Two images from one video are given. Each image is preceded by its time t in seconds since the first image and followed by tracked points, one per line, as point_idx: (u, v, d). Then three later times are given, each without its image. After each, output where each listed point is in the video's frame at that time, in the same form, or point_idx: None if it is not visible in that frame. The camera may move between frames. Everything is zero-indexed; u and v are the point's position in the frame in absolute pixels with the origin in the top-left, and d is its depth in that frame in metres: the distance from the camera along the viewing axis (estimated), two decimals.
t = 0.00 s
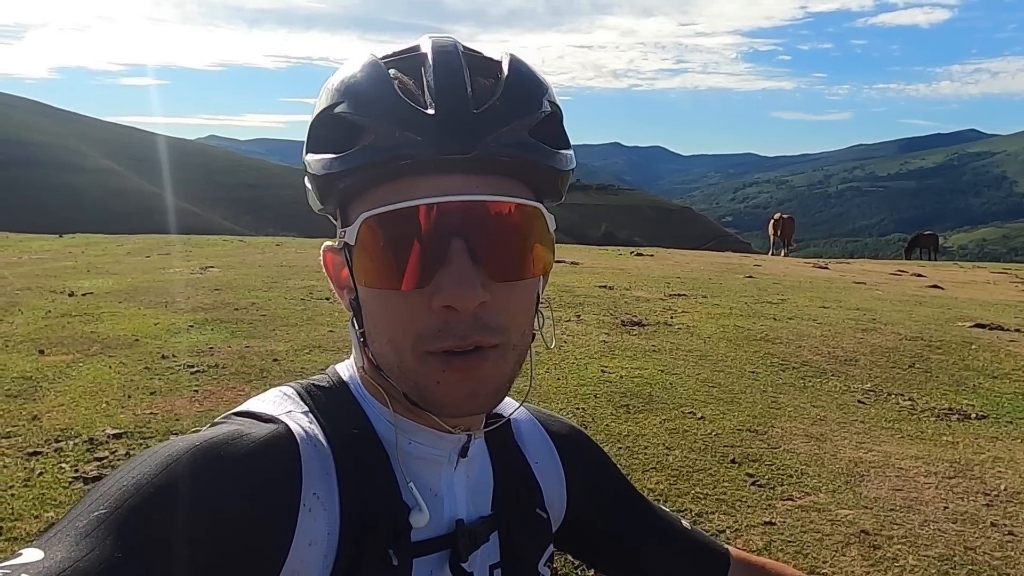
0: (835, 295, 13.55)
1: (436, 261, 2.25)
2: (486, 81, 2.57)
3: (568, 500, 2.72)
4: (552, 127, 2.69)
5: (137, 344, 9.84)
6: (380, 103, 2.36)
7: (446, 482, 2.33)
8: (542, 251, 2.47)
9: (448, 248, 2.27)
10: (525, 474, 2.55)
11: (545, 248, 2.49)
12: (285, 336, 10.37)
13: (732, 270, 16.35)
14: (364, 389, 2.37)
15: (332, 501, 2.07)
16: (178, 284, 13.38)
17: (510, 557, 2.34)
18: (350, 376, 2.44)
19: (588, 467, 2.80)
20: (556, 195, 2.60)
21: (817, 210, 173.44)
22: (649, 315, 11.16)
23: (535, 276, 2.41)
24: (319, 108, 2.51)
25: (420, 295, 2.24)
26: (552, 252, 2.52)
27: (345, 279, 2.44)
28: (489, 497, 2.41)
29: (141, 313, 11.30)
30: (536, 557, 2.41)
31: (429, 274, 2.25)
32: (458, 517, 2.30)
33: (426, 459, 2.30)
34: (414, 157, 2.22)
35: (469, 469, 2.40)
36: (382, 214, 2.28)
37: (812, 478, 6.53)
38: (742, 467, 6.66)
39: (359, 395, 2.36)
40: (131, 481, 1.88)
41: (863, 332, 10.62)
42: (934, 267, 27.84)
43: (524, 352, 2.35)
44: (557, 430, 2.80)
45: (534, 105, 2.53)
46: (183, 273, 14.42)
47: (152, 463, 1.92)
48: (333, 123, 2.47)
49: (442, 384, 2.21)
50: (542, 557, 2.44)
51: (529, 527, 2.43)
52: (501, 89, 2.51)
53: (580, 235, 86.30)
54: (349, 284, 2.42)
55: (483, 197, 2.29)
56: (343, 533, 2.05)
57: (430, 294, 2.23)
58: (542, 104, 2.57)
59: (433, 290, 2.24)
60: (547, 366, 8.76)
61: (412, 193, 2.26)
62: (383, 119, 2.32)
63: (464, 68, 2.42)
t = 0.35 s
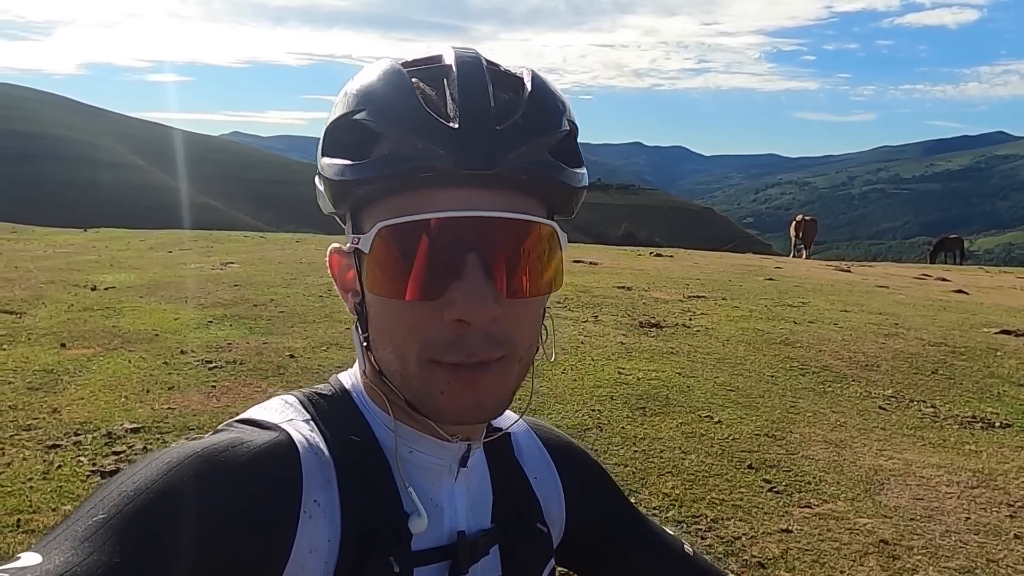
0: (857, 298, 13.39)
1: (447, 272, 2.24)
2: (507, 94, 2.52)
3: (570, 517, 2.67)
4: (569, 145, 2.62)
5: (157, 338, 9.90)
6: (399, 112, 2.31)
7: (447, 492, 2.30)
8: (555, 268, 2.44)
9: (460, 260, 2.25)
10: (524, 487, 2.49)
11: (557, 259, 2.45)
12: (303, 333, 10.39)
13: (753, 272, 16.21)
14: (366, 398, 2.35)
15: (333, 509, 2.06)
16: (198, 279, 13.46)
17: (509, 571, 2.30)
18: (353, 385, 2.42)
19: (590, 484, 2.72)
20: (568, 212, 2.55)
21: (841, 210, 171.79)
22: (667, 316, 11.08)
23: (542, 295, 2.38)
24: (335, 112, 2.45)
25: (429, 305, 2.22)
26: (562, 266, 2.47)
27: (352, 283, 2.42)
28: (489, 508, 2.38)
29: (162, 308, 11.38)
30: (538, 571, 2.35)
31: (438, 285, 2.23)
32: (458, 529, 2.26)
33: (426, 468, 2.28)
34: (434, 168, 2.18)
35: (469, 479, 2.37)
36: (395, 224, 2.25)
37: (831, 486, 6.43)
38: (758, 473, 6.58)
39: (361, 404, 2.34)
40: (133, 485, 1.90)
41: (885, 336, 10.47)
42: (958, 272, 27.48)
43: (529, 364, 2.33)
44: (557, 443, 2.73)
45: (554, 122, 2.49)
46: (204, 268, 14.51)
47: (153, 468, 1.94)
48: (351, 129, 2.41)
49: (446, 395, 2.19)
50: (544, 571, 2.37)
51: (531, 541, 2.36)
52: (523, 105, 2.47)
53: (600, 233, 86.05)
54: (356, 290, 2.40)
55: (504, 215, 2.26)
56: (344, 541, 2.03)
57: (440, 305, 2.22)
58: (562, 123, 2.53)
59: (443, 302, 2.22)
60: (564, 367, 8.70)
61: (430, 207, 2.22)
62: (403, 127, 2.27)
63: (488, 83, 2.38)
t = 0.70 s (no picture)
0: (885, 299, 13.15)
1: (446, 285, 2.20)
2: (508, 111, 2.48)
3: (551, 535, 2.62)
4: (566, 165, 2.57)
5: (181, 332, 9.98)
6: (401, 121, 2.25)
7: (429, 509, 2.32)
8: (550, 276, 2.40)
9: (459, 272, 2.22)
10: (508, 507, 2.50)
11: (553, 272, 2.42)
12: (323, 328, 10.42)
13: (779, 272, 15.99)
14: (350, 412, 2.38)
15: (312, 525, 2.10)
16: (223, 273, 13.55)
17: None
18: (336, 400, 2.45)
19: (572, 501, 2.70)
20: (563, 232, 2.51)
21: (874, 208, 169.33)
22: (689, 316, 10.95)
23: (540, 310, 2.36)
24: (331, 120, 2.38)
25: (427, 317, 2.18)
26: (558, 281, 2.44)
27: (342, 296, 2.38)
28: (472, 527, 2.40)
29: (186, 302, 11.47)
30: None
31: (437, 297, 2.19)
32: (440, 548, 2.28)
33: (408, 485, 2.31)
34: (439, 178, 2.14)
35: (452, 497, 2.39)
36: (395, 233, 2.20)
37: (851, 491, 6.31)
38: (777, 477, 6.47)
39: (343, 418, 2.38)
40: (107, 498, 1.92)
41: (912, 339, 10.26)
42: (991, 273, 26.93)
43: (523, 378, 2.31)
44: (542, 462, 2.73)
45: (555, 140, 2.44)
46: (229, 262, 14.61)
47: (128, 483, 1.96)
48: (348, 137, 2.34)
49: (443, 410, 2.16)
50: None
51: (514, 561, 2.37)
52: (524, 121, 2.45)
53: (628, 230, 85.60)
54: (349, 300, 2.35)
55: (509, 226, 2.23)
56: (322, 558, 2.07)
57: (438, 317, 2.18)
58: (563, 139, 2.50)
59: (441, 314, 2.19)
60: (582, 366, 8.64)
61: (432, 217, 2.18)
62: (406, 137, 2.22)
63: (493, 97, 2.34)
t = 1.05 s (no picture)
0: (907, 299, 13.02)
1: (464, 280, 2.18)
2: (528, 107, 2.47)
3: (569, 532, 2.60)
4: (585, 162, 2.56)
5: (202, 326, 10.06)
6: (421, 116, 2.25)
7: (444, 505, 2.32)
8: (568, 271, 2.38)
9: (478, 266, 2.19)
10: (525, 504, 2.49)
11: (571, 268, 2.40)
12: (342, 324, 10.46)
13: (799, 270, 15.87)
14: (369, 406, 2.38)
15: (328, 520, 2.10)
16: (243, 269, 13.63)
17: None
18: (355, 395, 2.45)
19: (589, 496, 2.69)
20: (582, 228, 2.50)
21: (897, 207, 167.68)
22: (708, 314, 10.89)
23: (557, 305, 2.32)
24: (352, 115, 2.38)
25: (444, 311, 2.16)
26: (576, 277, 2.42)
27: (360, 290, 2.38)
28: (488, 525, 2.39)
29: (207, 297, 11.55)
30: None
31: (455, 291, 2.17)
32: (454, 545, 2.28)
33: (424, 480, 2.31)
34: (457, 173, 2.13)
35: (467, 494, 2.39)
36: (412, 228, 2.19)
37: (872, 492, 6.24)
38: (796, 477, 6.41)
39: (361, 412, 2.38)
40: (128, 489, 1.94)
41: (934, 339, 10.15)
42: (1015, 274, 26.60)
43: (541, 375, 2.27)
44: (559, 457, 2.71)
45: (576, 136, 2.43)
46: (249, 258, 14.70)
47: (150, 473, 1.98)
48: (368, 132, 2.34)
49: (459, 406, 2.13)
50: None
51: (530, 559, 2.36)
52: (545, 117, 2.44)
53: (648, 228, 85.31)
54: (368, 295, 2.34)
55: (529, 221, 2.22)
56: (338, 553, 2.07)
57: (456, 311, 2.16)
58: (584, 137, 2.47)
59: (459, 308, 2.16)
60: (600, 364, 8.61)
61: (449, 212, 2.17)
62: (427, 132, 2.21)
63: (513, 93, 2.32)
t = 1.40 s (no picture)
0: (921, 301, 12.93)
1: (492, 273, 2.17)
2: (547, 98, 2.46)
3: (584, 526, 2.58)
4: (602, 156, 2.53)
5: (216, 324, 10.09)
6: (445, 112, 2.22)
7: (459, 499, 2.31)
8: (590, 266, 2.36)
9: (506, 260, 2.18)
10: (541, 499, 2.46)
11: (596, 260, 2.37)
12: (355, 323, 10.47)
13: (812, 272, 15.79)
14: (386, 400, 2.37)
15: (342, 511, 2.09)
16: (257, 268, 13.67)
17: None
18: (371, 386, 2.44)
19: (605, 492, 2.66)
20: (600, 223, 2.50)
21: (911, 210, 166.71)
22: (721, 315, 10.84)
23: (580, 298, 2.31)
24: (371, 109, 2.34)
25: (474, 306, 2.15)
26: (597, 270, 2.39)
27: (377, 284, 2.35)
28: (502, 519, 2.38)
29: (221, 295, 11.59)
30: None
31: (485, 285, 2.16)
32: (467, 539, 2.28)
33: (440, 473, 2.30)
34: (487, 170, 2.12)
35: (482, 487, 2.38)
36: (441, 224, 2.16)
37: (885, 494, 6.19)
38: (809, 478, 6.37)
39: (378, 406, 2.37)
40: (146, 478, 1.96)
41: (949, 341, 10.07)
42: None
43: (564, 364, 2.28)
44: (578, 453, 2.68)
45: (598, 129, 2.41)
46: (262, 257, 14.74)
47: (168, 463, 2.00)
48: (387, 127, 2.30)
49: (487, 398, 2.13)
50: None
51: (544, 555, 2.34)
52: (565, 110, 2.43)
53: (660, 229, 85.13)
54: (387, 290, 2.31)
55: (558, 218, 2.21)
56: (351, 544, 2.06)
57: (486, 305, 2.15)
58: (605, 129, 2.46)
59: (488, 303, 2.15)
60: (613, 364, 8.58)
61: (475, 208, 2.15)
62: (452, 128, 2.18)
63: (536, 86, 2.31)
